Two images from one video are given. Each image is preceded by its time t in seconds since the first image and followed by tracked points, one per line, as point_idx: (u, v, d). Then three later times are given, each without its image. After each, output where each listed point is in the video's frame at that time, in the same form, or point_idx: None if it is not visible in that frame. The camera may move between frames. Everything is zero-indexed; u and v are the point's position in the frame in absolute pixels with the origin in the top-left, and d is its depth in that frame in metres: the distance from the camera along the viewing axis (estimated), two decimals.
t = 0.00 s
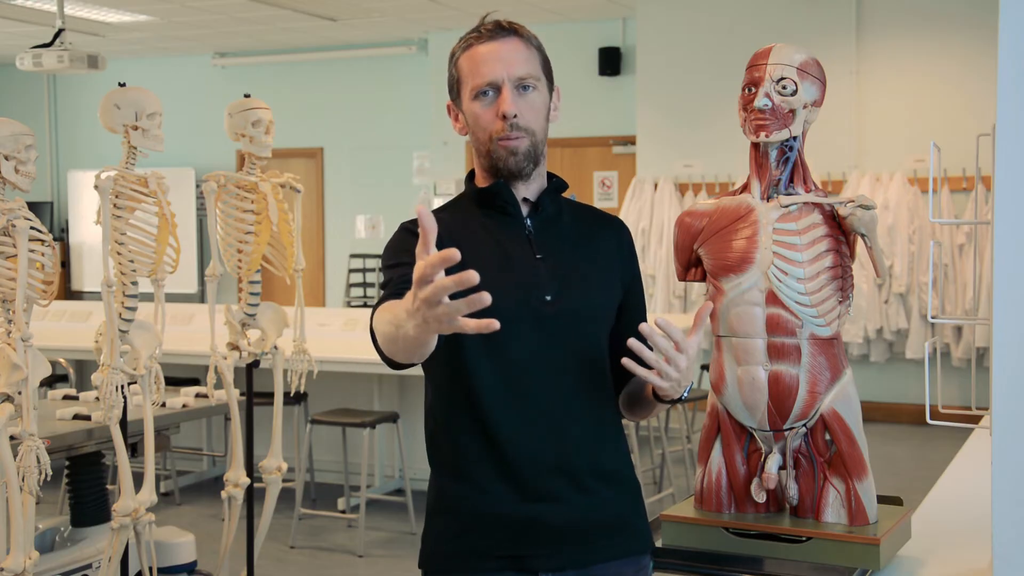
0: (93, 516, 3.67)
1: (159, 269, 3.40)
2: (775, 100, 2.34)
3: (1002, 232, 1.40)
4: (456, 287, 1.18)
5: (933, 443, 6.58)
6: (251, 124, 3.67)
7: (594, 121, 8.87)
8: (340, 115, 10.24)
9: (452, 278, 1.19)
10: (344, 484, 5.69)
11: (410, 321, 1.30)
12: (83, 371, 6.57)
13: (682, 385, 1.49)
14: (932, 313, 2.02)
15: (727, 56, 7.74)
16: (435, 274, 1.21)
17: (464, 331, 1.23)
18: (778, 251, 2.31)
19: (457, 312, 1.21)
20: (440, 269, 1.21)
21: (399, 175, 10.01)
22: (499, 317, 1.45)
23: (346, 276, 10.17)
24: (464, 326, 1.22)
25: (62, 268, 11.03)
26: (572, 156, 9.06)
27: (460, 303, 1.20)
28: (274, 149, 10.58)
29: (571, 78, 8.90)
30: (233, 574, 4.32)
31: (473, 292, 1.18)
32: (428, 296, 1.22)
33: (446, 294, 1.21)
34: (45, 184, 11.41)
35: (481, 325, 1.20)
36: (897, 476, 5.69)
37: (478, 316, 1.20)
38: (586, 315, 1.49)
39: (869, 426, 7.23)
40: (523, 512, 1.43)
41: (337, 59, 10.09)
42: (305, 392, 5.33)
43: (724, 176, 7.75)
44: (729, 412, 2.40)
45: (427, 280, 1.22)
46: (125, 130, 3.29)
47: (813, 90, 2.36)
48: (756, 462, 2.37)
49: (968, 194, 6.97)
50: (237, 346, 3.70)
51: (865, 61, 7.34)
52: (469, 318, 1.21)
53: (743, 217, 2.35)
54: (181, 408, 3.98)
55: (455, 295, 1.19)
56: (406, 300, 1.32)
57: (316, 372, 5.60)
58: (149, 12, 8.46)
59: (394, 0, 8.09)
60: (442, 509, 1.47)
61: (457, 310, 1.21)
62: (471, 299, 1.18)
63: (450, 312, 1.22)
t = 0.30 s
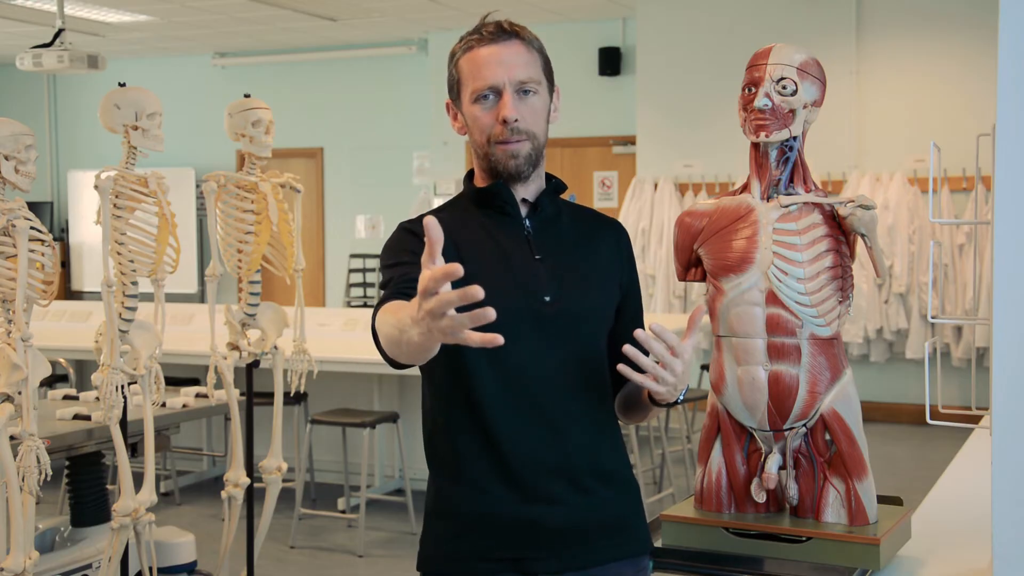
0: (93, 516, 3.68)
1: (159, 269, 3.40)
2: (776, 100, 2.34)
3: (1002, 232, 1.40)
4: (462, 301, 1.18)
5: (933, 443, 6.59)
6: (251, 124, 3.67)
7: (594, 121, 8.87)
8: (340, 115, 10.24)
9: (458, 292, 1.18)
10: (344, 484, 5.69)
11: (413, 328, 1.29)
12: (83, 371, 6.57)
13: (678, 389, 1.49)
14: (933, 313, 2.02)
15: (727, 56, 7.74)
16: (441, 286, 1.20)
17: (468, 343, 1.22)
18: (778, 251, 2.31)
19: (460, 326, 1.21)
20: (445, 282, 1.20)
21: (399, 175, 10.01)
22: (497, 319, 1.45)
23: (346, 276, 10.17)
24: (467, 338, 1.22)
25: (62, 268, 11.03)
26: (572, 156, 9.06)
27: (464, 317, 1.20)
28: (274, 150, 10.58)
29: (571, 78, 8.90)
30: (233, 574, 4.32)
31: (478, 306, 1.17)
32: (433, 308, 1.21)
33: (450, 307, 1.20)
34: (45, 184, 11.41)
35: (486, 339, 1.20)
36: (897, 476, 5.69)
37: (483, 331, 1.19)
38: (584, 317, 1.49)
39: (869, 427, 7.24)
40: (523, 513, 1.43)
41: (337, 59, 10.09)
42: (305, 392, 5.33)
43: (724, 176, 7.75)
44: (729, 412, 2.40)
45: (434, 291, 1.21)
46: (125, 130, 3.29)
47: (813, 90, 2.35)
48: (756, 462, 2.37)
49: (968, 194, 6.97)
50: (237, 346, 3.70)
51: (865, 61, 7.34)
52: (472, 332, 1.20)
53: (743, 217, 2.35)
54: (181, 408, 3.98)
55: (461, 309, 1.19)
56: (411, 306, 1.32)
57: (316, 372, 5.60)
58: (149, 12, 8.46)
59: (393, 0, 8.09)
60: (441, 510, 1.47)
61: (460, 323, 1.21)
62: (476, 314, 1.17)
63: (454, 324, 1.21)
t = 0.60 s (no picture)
0: (93, 516, 3.68)
1: (159, 269, 3.40)
2: (776, 100, 2.34)
3: (1001, 232, 1.39)
4: (467, 301, 1.18)
5: (933, 443, 6.59)
6: (251, 124, 3.67)
7: (594, 121, 8.87)
8: (340, 115, 10.24)
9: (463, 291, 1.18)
10: (344, 484, 5.69)
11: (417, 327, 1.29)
12: (83, 371, 6.57)
13: (675, 388, 1.49)
14: (932, 313, 2.02)
15: (726, 56, 7.74)
16: (446, 285, 1.21)
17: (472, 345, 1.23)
18: (778, 251, 2.31)
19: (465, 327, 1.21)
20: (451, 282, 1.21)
21: (399, 175, 10.02)
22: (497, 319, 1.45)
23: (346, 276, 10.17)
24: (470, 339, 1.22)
25: (62, 268, 11.03)
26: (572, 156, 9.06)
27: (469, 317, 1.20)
28: (274, 149, 10.58)
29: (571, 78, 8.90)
30: (233, 574, 4.32)
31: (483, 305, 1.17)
32: (438, 308, 1.21)
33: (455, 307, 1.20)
34: (45, 184, 11.41)
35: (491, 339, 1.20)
36: (896, 476, 5.69)
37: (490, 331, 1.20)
38: (583, 318, 1.49)
39: (869, 426, 7.24)
40: (522, 513, 1.43)
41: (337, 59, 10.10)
42: (304, 392, 5.33)
43: (724, 176, 7.75)
44: (729, 412, 2.40)
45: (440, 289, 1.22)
46: (125, 130, 3.29)
47: (813, 90, 2.35)
48: (756, 462, 2.37)
49: (968, 194, 6.97)
50: (237, 346, 3.70)
51: (865, 61, 7.35)
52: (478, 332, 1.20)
53: (743, 217, 2.35)
54: (181, 408, 3.98)
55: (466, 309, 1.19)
56: (414, 308, 1.31)
57: (316, 372, 5.60)
58: (149, 12, 8.46)
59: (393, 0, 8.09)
60: (440, 510, 1.47)
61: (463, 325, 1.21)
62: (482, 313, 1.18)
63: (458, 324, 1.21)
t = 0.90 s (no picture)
0: (93, 516, 3.68)
1: (159, 269, 3.40)
2: (776, 100, 2.34)
3: (1001, 232, 1.39)
4: (461, 307, 1.18)
5: (933, 443, 6.59)
6: (251, 124, 3.67)
7: (594, 121, 8.87)
8: (340, 115, 10.24)
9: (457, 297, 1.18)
10: (344, 484, 5.69)
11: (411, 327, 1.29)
12: (82, 371, 6.57)
13: (675, 388, 1.48)
14: (932, 313, 2.02)
15: (727, 55, 7.74)
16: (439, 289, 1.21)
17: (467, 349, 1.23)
18: (778, 251, 2.31)
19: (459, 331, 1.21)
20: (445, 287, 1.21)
21: (399, 175, 10.01)
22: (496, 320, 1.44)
23: (346, 276, 10.18)
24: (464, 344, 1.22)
25: (62, 268, 11.03)
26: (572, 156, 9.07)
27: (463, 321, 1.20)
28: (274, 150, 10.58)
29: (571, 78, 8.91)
30: (233, 574, 4.32)
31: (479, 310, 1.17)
32: (433, 314, 1.21)
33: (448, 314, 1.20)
34: (45, 184, 11.41)
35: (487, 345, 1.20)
36: (896, 476, 5.69)
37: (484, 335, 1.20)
38: (583, 318, 1.49)
39: (869, 426, 7.24)
40: (522, 513, 1.43)
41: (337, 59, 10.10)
42: (304, 392, 5.33)
43: (724, 176, 7.76)
44: (729, 412, 2.40)
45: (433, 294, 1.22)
46: (125, 130, 3.29)
47: (813, 90, 2.35)
48: (756, 463, 2.37)
49: (968, 194, 6.98)
50: (237, 346, 3.70)
51: (865, 61, 7.35)
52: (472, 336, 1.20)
53: (743, 217, 2.35)
54: (181, 408, 3.98)
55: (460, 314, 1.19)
56: (412, 311, 1.31)
57: (316, 372, 5.60)
58: (149, 12, 8.46)
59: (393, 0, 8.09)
60: (440, 509, 1.47)
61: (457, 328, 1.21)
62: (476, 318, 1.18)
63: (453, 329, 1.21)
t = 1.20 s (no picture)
0: (93, 516, 3.68)
1: (159, 269, 3.40)
2: (776, 100, 2.34)
3: (1002, 231, 1.39)
4: (466, 287, 1.20)
5: (933, 443, 6.59)
6: (251, 124, 3.67)
7: (594, 121, 8.86)
8: (340, 115, 10.25)
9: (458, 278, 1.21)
10: (344, 484, 5.69)
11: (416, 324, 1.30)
12: (83, 371, 6.57)
13: (676, 394, 1.49)
14: (932, 313, 2.02)
15: (727, 55, 7.74)
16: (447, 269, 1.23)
17: (463, 345, 1.24)
18: (778, 251, 2.31)
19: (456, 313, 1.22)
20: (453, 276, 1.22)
21: (399, 175, 10.01)
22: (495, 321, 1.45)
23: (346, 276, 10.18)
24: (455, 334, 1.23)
25: (62, 268, 11.03)
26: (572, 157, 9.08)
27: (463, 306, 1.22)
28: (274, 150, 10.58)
29: (571, 77, 8.91)
30: (233, 574, 4.32)
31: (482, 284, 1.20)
32: (437, 307, 1.22)
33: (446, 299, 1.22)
34: (45, 184, 11.41)
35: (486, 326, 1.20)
36: (896, 476, 5.69)
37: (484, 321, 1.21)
38: (584, 319, 1.49)
39: (869, 426, 7.24)
40: (520, 513, 1.43)
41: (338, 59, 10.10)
42: (304, 392, 5.33)
43: (724, 176, 7.76)
44: (729, 412, 2.40)
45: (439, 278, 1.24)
46: (125, 130, 3.29)
47: (813, 90, 2.35)
48: (756, 462, 2.37)
49: (968, 194, 6.98)
50: (237, 346, 3.70)
51: (865, 61, 7.35)
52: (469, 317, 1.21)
53: (743, 217, 2.36)
54: (181, 409, 3.98)
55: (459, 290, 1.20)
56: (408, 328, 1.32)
57: (315, 372, 5.60)
58: (149, 12, 8.47)
59: (393, 0, 8.09)
60: (438, 508, 1.47)
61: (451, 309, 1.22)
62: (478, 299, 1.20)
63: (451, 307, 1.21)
